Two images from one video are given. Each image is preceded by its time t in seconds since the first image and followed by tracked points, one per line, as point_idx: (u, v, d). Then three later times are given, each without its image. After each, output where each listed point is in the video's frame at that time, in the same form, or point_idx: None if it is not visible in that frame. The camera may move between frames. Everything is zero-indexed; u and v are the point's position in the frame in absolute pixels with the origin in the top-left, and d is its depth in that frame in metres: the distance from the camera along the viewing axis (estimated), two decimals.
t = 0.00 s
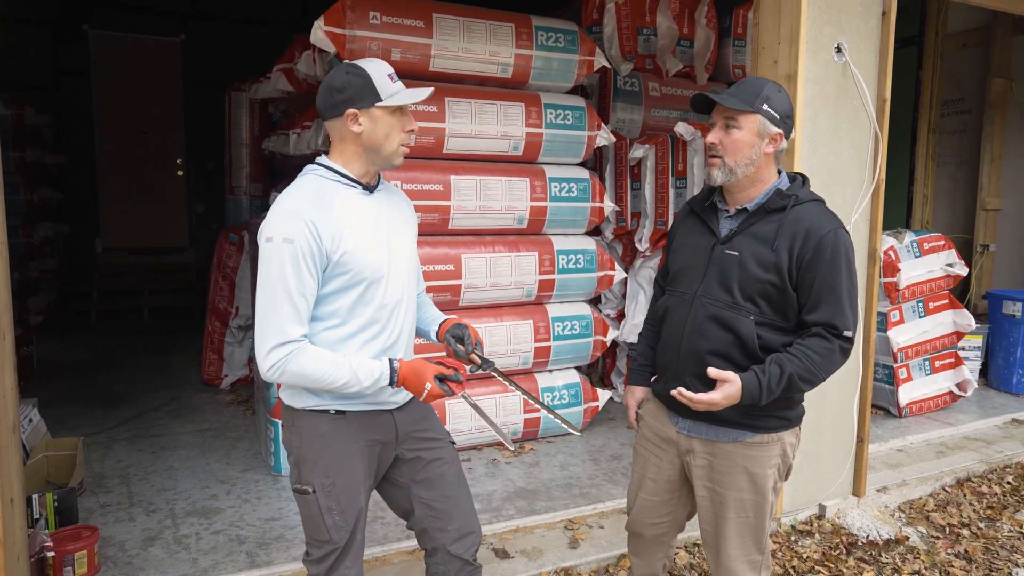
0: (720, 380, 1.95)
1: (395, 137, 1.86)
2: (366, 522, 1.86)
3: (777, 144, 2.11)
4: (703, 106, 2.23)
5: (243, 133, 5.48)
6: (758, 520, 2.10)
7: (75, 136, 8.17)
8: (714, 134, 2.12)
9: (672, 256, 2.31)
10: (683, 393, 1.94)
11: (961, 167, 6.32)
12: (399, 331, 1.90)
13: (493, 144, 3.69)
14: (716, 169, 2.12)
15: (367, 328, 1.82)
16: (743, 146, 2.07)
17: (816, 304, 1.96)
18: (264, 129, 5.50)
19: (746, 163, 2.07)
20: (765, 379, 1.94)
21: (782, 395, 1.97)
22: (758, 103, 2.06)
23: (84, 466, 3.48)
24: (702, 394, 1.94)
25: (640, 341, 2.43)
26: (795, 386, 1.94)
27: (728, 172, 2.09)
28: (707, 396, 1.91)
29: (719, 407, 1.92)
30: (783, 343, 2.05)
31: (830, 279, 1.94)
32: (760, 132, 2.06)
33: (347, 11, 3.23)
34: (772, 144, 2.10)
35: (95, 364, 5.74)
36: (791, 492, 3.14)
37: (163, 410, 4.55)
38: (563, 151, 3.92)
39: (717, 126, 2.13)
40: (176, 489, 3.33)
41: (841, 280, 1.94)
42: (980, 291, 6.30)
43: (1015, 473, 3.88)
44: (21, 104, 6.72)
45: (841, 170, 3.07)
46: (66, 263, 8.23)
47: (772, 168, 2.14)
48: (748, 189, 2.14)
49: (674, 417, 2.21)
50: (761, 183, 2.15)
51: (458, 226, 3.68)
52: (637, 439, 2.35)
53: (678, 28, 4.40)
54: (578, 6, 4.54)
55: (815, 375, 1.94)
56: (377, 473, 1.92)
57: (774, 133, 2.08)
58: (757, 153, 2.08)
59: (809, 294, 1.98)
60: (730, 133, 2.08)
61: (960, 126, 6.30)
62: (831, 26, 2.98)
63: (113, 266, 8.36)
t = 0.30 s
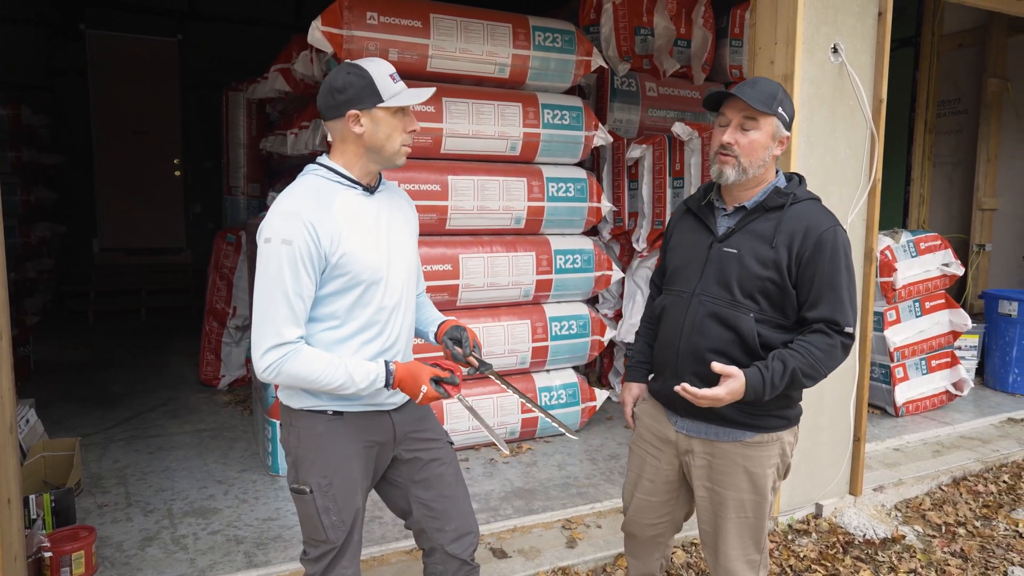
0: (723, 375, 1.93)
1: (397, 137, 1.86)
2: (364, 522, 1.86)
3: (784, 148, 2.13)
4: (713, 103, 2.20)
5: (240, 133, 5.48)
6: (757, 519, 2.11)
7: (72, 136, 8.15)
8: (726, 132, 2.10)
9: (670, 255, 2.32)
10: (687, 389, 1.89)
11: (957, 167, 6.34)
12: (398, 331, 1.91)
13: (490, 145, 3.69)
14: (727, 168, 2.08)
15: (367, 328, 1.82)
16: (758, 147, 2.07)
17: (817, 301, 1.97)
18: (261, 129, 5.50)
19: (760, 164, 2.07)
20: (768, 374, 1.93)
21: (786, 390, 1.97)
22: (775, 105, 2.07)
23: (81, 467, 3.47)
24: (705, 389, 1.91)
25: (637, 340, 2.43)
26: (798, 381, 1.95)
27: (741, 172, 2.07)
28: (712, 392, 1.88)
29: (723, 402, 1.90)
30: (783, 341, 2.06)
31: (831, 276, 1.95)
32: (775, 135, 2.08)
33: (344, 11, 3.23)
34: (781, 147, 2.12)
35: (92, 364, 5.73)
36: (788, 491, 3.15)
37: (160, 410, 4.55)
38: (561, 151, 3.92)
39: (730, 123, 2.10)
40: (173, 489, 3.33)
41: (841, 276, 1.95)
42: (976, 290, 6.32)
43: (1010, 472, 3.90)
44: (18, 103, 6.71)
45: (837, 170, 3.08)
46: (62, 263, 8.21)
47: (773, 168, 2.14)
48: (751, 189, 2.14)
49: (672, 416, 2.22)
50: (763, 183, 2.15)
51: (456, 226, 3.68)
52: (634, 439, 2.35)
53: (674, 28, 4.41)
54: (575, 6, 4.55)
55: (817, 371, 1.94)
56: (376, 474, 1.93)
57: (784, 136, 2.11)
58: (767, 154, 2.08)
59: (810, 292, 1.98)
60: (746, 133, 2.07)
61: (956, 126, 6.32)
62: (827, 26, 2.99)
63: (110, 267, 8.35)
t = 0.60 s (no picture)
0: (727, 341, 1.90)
1: (395, 136, 1.86)
2: (361, 522, 1.86)
3: (769, 135, 2.13)
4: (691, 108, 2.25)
5: (237, 133, 5.48)
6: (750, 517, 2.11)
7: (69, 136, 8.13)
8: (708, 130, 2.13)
9: (665, 254, 2.32)
10: (689, 346, 1.85)
11: (954, 167, 6.35)
12: (397, 332, 1.91)
13: (488, 144, 3.69)
14: (713, 163, 2.12)
15: (366, 329, 1.83)
16: (740, 136, 2.08)
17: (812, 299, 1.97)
18: (259, 129, 5.49)
19: (744, 152, 2.09)
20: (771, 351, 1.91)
21: (784, 377, 1.95)
22: (748, 95, 2.09)
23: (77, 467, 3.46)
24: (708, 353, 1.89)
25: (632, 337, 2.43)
26: (798, 369, 1.92)
27: (726, 165, 2.09)
28: (710, 356, 1.86)
29: (722, 369, 1.88)
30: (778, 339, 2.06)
31: (826, 274, 1.95)
32: (755, 122, 2.08)
33: (342, 11, 3.23)
34: (765, 135, 2.12)
35: (88, 364, 5.71)
36: (785, 490, 3.16)
37: (157, 410, 4.54)
38: (558, 151, 3.93)
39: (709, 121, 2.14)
40: (170, 489, 3.32)
41: (835, 274, 1.95)
42: (972, 290, 6.34)
43: (1006, 471, 3.91)
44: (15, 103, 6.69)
45: (834, 170, 3.09)
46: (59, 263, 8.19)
47: (764, 162, 2.15)
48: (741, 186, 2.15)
49: (667, 414, 2.22)
50: (756, 179, 2.16)
51: (453, 226, 3.68)
52: (626, 436, 2.33)
53: (672, 28, 4.42)
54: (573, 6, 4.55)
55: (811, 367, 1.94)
56: (373, 473, 1.93)
57: (766, 123, 2.11)
58: (750, 144, 2.09)
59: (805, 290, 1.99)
60: (723, 126, 2.10)
61: (952, 126, 6.33)
62: (824, 26, 2.99)
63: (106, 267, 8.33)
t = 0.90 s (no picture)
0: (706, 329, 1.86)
1: (394, 136, 1.86)
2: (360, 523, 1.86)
3: (753, 131, 2.15)
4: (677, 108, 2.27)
5: (235, 133, 5.47)
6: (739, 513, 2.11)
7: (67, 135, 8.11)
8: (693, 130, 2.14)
9: (653, 252, 2.32)
10: (671, 337, 1.78)
11: (951, 167, 6.36)
12: (396, 332, 1.91)
13: (486, 144, 3.69)
14: (700, 161, 2.13)
15: (363, 327, 1.83)
16: (724, 134, 2.10)
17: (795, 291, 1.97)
18: (257, 129, 5.49)
19: (728, 149, 2.10)
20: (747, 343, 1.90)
21: (760, 368, 1.93)
22: (728, 94, 2.11)
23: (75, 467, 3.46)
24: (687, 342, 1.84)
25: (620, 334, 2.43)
26: (773, 360, 1.91)
27: (712, 162, 2.11)
28: (691, 347, 1.81)
29: (704, 360, 1.83)
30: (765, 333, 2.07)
31: (811, 267, 1.96)
32: (738, 119, 2.10)
33: (340, 11, 3.23)
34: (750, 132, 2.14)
35: (87, 364, 5.71)
36: (783, 490, 3.16)
37: (155, 410, 4.53)
38: (556, 151, 3.93)
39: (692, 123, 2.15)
40: (169, 489, 3.32)
41: (820, 266, 1.96)
42: (969, 289, 6.35)
43: (1004, 471, 3.92)
44: (12, 103, 6.68)
45: (832, 170, 3.09)
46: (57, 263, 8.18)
47: (748, 158, 2.17)
48: (726, 181, 2.16)
49: (654, 410, 2.22)
50: (741, 175, 2.17)
51: (451, 226, 3.68)
52: (618, 436, 2.35)
53: (670, 28, 4.42)
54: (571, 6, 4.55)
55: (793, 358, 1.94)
56: (373, 474, 1.93)
57: (749, 120, 2.13)
58: (734, 141, 2.11)
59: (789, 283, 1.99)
60: (708, 124, 2.11)
61: (950, 126, 6.34)
62: (822, 27, 3.00)
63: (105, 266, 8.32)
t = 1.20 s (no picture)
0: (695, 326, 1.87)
1: (391, 134, 1.86)
2: (357, 523, 1.85)
3: (729, 131, 2.14)
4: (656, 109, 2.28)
5: (233, 132, 5.46)
6: (723, 506, 2.11)
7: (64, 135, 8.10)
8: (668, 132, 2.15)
9: (635, 249, 2.31)
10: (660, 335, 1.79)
11: (948, 166, 6.37)
12: (394, 332, 1.91)
13: (483, 144, 3.69)
14: (678, 161, 2.14)
15: (360, 326, 1.82)
16: (701, 133, 2.10)
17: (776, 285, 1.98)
18: (254, 128, 5.48)
19: (706, 148, 2.10)
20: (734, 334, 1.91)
21: (746, 361, 1.94)
22: (705, 95, 2.12)
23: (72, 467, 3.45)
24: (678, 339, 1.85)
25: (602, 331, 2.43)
26: (760, 353, 1.91)
27: (691, 161, 2.11)
28: (681, 342, 1.82)
29: (692, 355, 1.84)
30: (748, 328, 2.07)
31: (791, 262, 1.97)
32: (714, 118, 2.10)
33: (337, 10, 3.22)
34: (726, 130, 2.14)
35: (84, 364, 5.70)
36: (781, 489, 3.16)
37: (153, 410, 4.53)
38: (554, 150, 3.92)
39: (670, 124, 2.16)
40: (166, 489, 3.31)
41: (799, 261, 1.97)
42: (967, 289, 6.36)
43: (1001, 470, 3.92)
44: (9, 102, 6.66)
45: (830, 169, 3.09)
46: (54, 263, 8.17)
47: (726, 156, 2.16)
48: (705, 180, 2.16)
49: (635, 405, 2.22)
50: (720, 174, 2.16)
51: (449, 225, 3.67)
52: (603, 431, 2.35)
53: (668, 27, 4.42)
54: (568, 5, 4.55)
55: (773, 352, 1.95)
56: (370, 474, 1.92)
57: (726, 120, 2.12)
58: (712, 139, 2.11)
59: (770, 278, 2.00)
60: (685, 124, 2.12)
61: (947, 125, 6.35)
62: (820, 25, 3.00)
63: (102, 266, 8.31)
